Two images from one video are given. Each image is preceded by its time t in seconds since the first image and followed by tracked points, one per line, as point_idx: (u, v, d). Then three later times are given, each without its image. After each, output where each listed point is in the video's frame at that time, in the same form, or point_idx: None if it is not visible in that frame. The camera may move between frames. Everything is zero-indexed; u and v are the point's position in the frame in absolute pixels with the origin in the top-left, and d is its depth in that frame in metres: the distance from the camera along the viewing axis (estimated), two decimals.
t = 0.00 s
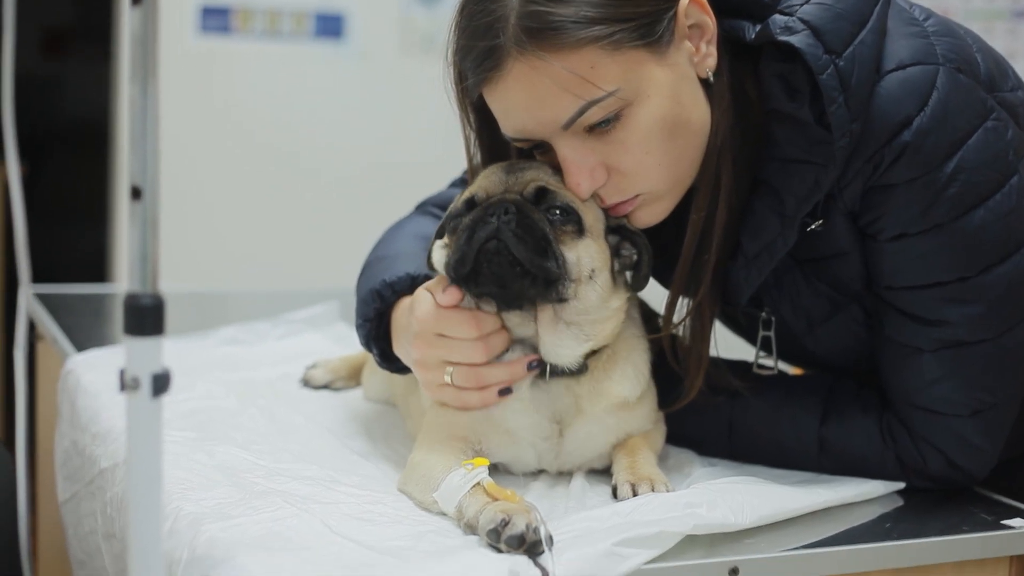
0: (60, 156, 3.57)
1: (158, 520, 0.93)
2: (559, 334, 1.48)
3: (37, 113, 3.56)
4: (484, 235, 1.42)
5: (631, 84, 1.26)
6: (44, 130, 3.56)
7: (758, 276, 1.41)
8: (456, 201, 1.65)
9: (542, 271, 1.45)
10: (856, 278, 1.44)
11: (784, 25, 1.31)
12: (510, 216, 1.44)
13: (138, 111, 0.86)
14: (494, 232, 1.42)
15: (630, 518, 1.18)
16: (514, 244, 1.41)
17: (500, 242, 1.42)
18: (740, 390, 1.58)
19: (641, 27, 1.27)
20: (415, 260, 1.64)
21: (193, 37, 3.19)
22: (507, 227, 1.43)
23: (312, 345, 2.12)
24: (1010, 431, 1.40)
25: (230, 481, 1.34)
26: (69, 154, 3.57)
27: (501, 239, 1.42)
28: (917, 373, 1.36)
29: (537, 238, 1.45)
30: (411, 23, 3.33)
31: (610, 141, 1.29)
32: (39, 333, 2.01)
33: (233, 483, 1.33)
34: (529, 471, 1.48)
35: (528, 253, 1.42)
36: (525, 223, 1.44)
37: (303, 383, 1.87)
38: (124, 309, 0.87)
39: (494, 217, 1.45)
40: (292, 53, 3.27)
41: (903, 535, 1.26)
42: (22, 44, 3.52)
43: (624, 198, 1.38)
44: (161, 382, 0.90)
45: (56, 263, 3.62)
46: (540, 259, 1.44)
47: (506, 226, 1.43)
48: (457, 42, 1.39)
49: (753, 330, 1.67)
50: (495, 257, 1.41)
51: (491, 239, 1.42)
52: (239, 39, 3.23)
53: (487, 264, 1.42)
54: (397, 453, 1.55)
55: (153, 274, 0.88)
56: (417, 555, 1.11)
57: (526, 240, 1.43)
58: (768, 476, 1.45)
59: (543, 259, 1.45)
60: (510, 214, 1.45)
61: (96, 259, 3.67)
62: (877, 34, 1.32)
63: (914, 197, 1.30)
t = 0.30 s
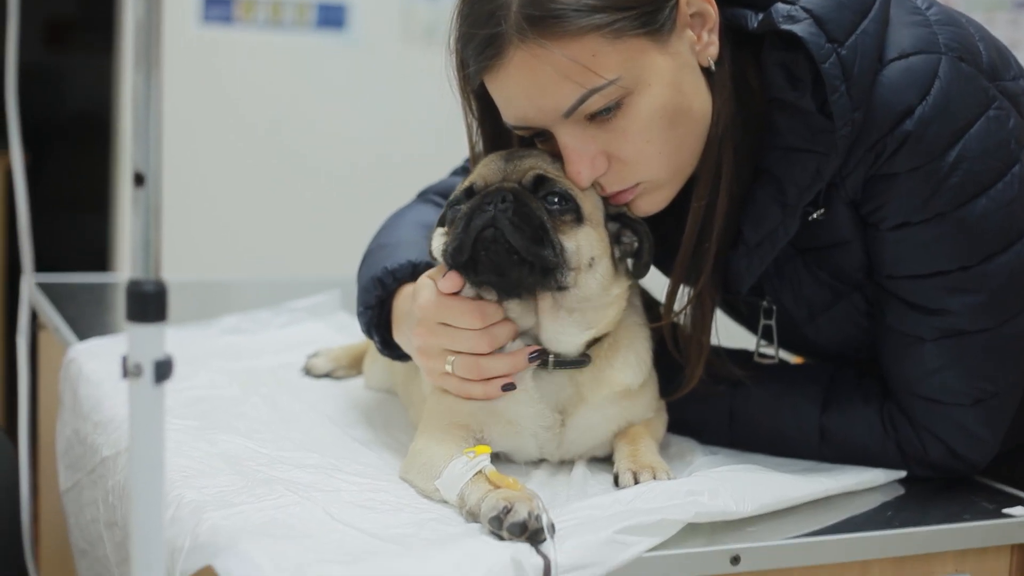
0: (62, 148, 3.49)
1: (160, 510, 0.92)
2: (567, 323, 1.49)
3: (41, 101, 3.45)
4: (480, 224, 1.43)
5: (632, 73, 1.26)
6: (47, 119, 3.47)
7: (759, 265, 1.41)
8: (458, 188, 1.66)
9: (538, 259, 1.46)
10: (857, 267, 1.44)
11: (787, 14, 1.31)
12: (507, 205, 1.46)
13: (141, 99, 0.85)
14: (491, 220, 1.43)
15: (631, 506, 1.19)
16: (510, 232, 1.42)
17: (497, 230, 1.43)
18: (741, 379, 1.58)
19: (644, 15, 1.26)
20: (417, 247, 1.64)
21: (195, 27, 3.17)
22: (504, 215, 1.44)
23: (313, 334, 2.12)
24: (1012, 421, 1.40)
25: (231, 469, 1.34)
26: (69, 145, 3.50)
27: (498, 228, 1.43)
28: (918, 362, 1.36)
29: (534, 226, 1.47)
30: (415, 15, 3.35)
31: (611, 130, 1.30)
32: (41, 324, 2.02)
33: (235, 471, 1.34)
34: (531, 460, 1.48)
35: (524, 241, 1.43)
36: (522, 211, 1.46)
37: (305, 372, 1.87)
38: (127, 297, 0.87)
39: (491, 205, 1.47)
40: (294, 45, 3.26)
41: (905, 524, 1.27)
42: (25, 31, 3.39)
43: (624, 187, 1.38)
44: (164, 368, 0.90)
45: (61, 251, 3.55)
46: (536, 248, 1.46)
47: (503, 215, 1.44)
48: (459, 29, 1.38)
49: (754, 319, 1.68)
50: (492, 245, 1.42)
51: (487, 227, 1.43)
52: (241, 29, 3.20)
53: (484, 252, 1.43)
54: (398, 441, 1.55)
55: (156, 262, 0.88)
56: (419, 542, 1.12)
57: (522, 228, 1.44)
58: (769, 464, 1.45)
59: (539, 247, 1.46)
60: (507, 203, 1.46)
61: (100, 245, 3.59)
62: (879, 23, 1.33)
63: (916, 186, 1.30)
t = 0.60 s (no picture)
0: (64, 138, 3.49)
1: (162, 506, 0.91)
2: (586, 313, 1.50)
3: (43, 93, 3.45)
4: (485, 225, 1.43)
5: (634, 62, 1.26)
6: (49, 110, 3.47)
7: (761, 255, 1.41)
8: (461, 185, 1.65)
9: (546, 257, 1.46)
10: (858, 257, 1.44)
11: (789, 4, 1.32)
12: (512, 204, 1.45)
13: (144, 89, 0.84)
14: (496, 221, 1.43)
15: (631, 496, 1.18)
16: (515, 233, 1.42)
17: (502, 230, 1.42)
18: (742, 370, 1.58)
19: (647, 4, 1.26)
20: (419, 237, 1.65)
21: (194, 19, 3.14)
22: (509, 215, 1.43)
23: (315, 325, 2.13)
24: (1013, 412, 1.40)
25: (233, 459, 1.34)
26: (70, 137, 3.49)
27: (503, 228, 1.42)
28: (919, 353, 1.36)
29: (539, 225, 1.46)
30: (416, 5, 3.34)
31: (613, 119, 1.30)
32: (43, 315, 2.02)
33: (236, 461, 1.34)
34: (532, 451, 1.48)
35: (530, 241, 1.43)
36: (525, 211, 1.45)
37: (307, 362, 1.87)
38: (128, 285, 0.85)
39: (495, 204, 1.46)
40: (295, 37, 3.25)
41: (905, 514, 1.27)
42: (27, 22, 3.39)
43: (627, 177, 1.38)
44: (166, 357, 0.88)
45: (61, 243, 3.55)
46: (542, 246, 1.46)
47: (508, 215, 1.43)
48: (461, 19, 1.38)
49: (756, 310, 1.67)
50: (498, 246, 1.42)
51: (492, 228, 1.42)
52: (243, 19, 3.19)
53: (491, 253, 1.43)
54: (400, 431, 1.56)
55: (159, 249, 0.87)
56: (419, 531, 1.12)
57: (528, 228, 1.44)
58: (770, 455, 1.45)
59: (546, 246, 1.47)
60: (511, 202, 1.45)
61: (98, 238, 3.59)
62: (881, 13, 1.33)
63: (918, 176, 1.30)
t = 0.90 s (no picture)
0: (63, 130, 3.49)
1: (164, 500, 0.89)
2: (567, 309, 1.48)
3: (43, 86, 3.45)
4: (490, 210, 1.42)
5: (638, 52, 1.26)
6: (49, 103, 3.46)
7: (763, 246, 1.41)
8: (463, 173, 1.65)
9: (547, 248, 1.46)
10: (861, 248, 1.45)
11: None
12: (517, 192, 1.45)
13: (147, 76, 0.82)
14: (501, 206, 1.42)
15: (634, 486, 1.17)
16: (520, 219, 1.42)
17: (506, 216, 1.42)
18: (744, 361, 1.58)
19: None
20: (421, 231, 1.64)
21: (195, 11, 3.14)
22: (514, 202, 1.43)
23: (317, 318, 2.13)
24: (1014, 404, 1.40)
25: (234, 450, 1.34)
26: (70, 130, 3.49)
27: (507, 214, 1.42)
28: (922, 344, 1.36)
29: (544, 214, 1.47)
30: None
31: (616, 110, 1.30)
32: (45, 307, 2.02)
33: (238, 452, 1.34)
34: (534, 442, 1.48)
35: (533, 229, 1.43)
36: (531, 199, 1.45)
37: (308, 354, 1.87)
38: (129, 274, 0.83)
39: (500, 191, 1.46)
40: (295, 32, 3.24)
41: (907, 506, 1.27)
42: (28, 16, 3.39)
43: (630, 167, 1.38)
44: (168, 348, 0.86)
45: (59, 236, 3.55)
46: (545, 236, 1.46)
47: (513, 202, 1.43)
48: (465, 8, 1.38)
49: (759, 302, 1.67)
50: (501, 232, 1.42)
51: (497, 214, 1.42)
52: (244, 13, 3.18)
53: (493, 238, 1.42)
54: (401, 422, 1.56)
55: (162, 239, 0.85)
56: (421, 522, 1.12)
57: (532, 216, 1.44)
58: (771, 447, 1.45)
59: (549, 236, 1.47)
60: (517, 189, 1.45)
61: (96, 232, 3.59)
62: (883, 4, 1.33)
63: (921, 167, 1.30)
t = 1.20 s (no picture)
0: (64, 126, 3.49)
1: (166, 493, 0.89)
2: (588, 302, 1.50)
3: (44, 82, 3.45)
4: (494, 210, 1.42)
5: (640, 45, 1.26)
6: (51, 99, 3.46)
7: (765, 242, 1.41)
8: (467, 170, 1.65)
9: (554, 245, 1.45)
10: (863, 242, 1.45)
11: None
12: (521, 189, 1.44)
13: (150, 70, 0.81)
14: (505, 206, 1.42)
15: (635, 481, 1.18)
16: (525, 219, 1.41)
17: (511, 216, 1.42)
18: (744, 355, 1.58)
19: None
20: (423, 224, 1.64)
21: (198, 5, 3.11)
22: (519, 201, 1.42)
23: (317, 312, 2.13)
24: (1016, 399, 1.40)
25: (236, 444, 1.34)
26: (71, 126, 3.49)
27: (512, 213, 1.41)
28: (924, 338, 1.36)
29: (549, 213, 1.45)
30: None
31: (618, 103, 1.30)
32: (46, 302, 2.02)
33: (240, 446, 1.34)
34: (535, 437, 1.48)
35: (539, 228, 1.42)
36: (535, 197, 1.44)
37: (309, 349, 1.87)
38: (132, 267, 0.83)
39: (504, 190, 1.45)
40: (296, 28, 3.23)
41: (909, 501, 1.27)
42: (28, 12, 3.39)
43: (631, 161, 1.39)
44: (170, 341, 0.86)
45: (60, 232, 3.55)
46: (552, 233, 1.45)
47: (518, 200, 1.42)
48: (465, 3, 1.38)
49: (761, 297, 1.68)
50: (507, 231, 1.42)
51: (501, 214, 1.42)
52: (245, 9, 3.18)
53: (499, 238, 1.42)
54: (403, 416, 1.56)
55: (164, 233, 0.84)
56: (422, 516, 1.12)
57: (537, 215, 1.43)
58: (772, 441, 1.45)
59: (555, 233, 1.46)
60: (521, 187, 1.45)
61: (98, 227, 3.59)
62: None
63: (922, 161, 1.30)
